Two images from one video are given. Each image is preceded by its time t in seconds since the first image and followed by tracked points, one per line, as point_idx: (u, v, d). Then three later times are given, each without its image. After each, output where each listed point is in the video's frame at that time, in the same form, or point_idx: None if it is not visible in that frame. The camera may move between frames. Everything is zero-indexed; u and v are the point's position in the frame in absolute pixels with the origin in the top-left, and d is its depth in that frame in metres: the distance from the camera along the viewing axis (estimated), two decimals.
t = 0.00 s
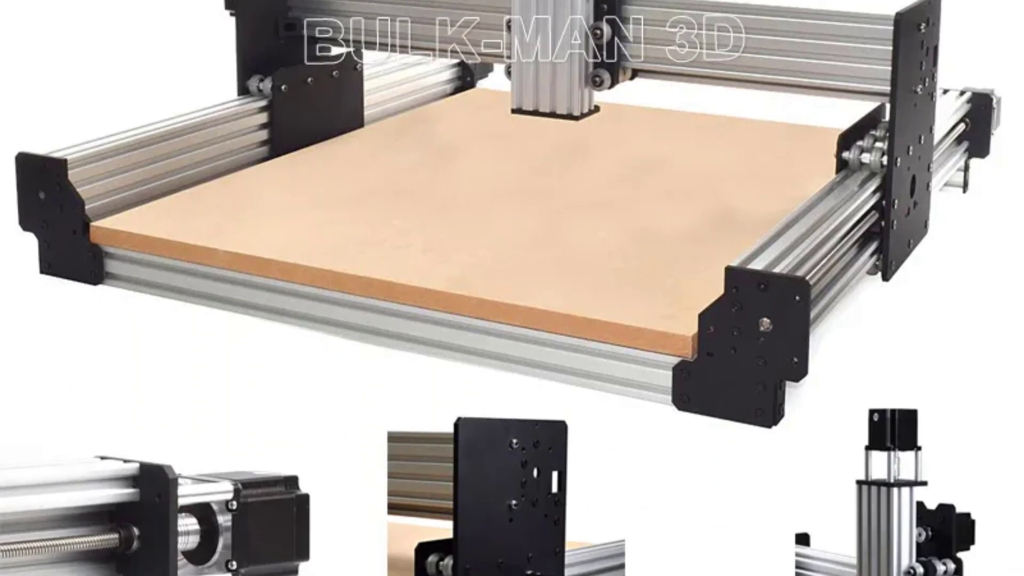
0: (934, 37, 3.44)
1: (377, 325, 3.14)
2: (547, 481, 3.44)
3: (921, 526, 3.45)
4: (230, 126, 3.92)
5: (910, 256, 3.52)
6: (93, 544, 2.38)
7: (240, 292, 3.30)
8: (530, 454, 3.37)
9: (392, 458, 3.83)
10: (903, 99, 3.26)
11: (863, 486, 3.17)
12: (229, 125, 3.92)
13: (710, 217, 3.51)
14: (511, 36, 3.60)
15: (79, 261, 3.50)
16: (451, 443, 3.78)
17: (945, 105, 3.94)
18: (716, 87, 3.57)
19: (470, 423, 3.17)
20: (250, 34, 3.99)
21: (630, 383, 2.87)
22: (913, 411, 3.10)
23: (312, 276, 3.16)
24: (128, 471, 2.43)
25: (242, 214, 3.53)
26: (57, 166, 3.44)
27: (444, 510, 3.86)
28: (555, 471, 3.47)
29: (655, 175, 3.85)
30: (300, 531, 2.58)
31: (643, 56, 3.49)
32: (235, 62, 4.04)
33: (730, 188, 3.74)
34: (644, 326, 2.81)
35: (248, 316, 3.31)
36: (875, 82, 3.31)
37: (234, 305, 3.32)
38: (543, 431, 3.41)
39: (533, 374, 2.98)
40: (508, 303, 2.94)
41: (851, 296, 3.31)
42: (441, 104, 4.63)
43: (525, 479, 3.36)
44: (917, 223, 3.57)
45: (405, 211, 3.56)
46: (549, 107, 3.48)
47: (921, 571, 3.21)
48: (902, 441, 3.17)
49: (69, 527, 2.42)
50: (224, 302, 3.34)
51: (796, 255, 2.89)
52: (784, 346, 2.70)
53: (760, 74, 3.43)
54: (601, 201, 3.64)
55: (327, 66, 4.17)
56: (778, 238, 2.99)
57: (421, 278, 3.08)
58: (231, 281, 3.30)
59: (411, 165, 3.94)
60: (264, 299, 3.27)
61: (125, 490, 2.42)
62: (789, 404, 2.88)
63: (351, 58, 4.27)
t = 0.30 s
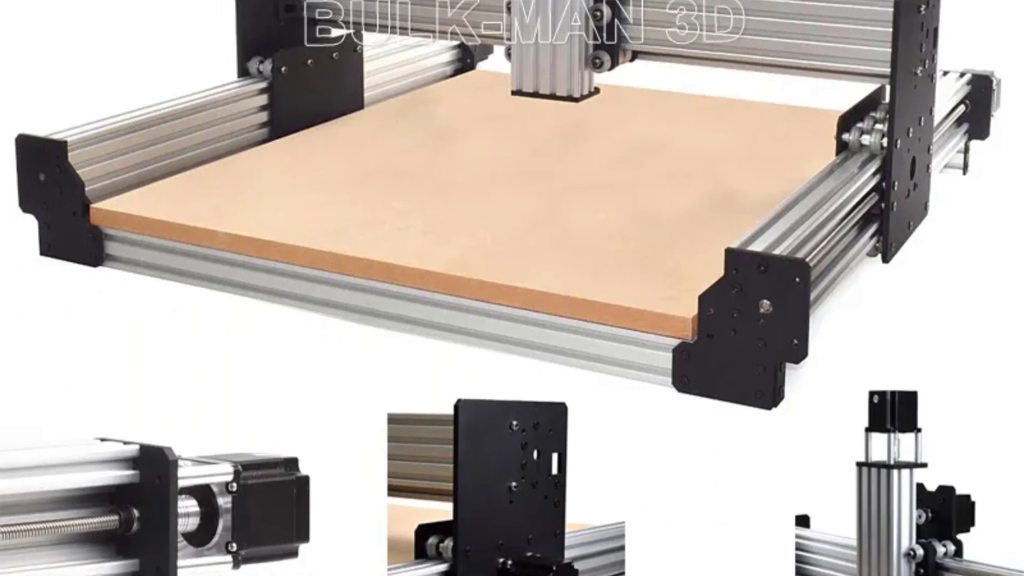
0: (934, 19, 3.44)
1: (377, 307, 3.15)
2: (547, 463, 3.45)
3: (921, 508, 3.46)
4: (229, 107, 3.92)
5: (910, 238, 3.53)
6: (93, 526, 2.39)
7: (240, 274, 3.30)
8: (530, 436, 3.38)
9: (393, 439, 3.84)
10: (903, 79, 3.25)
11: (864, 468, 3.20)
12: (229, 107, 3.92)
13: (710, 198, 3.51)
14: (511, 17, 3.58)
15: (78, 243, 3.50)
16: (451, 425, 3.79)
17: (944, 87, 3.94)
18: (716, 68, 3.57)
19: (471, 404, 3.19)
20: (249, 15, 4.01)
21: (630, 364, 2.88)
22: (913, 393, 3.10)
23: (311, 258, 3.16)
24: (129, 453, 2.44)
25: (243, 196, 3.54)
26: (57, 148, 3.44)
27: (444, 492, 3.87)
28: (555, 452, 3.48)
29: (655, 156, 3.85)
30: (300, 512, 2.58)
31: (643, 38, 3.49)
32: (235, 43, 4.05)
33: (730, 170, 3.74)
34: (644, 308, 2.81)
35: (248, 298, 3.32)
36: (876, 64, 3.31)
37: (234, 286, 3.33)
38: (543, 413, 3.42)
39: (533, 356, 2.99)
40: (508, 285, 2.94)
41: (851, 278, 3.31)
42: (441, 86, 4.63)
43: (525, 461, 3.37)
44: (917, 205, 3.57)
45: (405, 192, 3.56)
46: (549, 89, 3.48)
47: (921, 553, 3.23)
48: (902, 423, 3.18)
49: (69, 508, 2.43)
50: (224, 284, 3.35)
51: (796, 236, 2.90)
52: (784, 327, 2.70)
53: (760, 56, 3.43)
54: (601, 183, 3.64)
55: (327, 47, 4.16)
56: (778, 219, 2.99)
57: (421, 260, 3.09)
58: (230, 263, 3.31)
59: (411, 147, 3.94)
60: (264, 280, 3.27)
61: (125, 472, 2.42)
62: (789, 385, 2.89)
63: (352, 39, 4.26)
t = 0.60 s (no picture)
0: (934, 2, 3.43)
1: (377, 290, 3.15)
2: (547, 446, 3.46)
3: (921, 492, 3.48)
4: (229, 91, 3.92)
5: (910, 221, 3.53)
6: (93, 509, 2.40)
7: (240, 258, 3.31)
8: (530, 420, 3.39)
9: (393, 423, 3.84)
10: (903, 63, 3.24)
11: (863, 451, 3.21)
12: (229, 90, 3.92)
13: (710, 182, 3.51)
14: None
15: (78, 226, 3.51)
16: (450, 408, 3.80)
17: (945, 70, 3.93)
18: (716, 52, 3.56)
19: (471, 388, 3.20)
20: None
21: (630, 348, 2.88)
22: (913, 377, 3.11)
23: (311, 241, 3.17)
24: (129, 437, 2.45)
25: (243, 179, 3.54)
26: (57, 132, 3.45)
27: (444, 475, 3.88)
28: (555, 436, 3.49)
29: (655, 140, 3.85)
30: (300, 495, 2.59)
31: (643, 21, 3.48)
32: (235, 26, 4.05)
33: (730, 153, 3.74)
34: (644, 292, 2.81)
35: (248, 281, 3.32)
36: (876, 47, 3.29)
37: (234, 270, 3.33)
38: (543, 396, 3.43)
39: (533, 339, 2.99)
40: (508, 269, 2.95)
41: (851, 261, 3.31)
42: (441, 69, 4.62)
43: (525, 444, 3.38)
44: (917, 188, 3.57)
45: (405, 175, 3.56)
46: (549, 73, 3.46)
47: (921, 536, 3.25)
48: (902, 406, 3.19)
49: (69, 491, 2.44)
50: (224, 267, 3.35)
51: (796, 220, 2.90)
52: (784, 311, 2.70)
53: (760, 39, 3.43)
54: (602, 166, 3.64)
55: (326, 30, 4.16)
56: (779, 202, 3.00)
57: (421, 243, 3.09)
58: (230, 246, 3.31)
59: (411, 130, 3.94)
60: (264, 264, 3.28)
61: (124, 455, 2.43)
62: (789, 369, 2.89)
63: (352, 23, 4.25)
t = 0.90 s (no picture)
0: None
1: (377, 275, 3.16)
2: (547, 431, 3.47)
3: (921, 476, 3.49)
4: (229, 76, 3.92)
5: (910, 206, 3.53)
6: (93, 494, 2.41)
7: (240, 242, 3.31)
8: (530, 404, 3.39)
9: (393, 407, 3.88)
10: (903, 48, 3.23)
11: (863, 436, 3.22)
12: (228, 75, 3.92)
13: (710, 166, 3.51)
14: None
15: (78, 211, 3.51)
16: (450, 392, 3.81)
17: (944, 55, 3.93)
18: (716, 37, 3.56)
19: (470, 372, 3.21)
20: None
21: (630, 333, 2.89)
22: (914, 361, 3.11)
23: (312, 226, 3.17)
24: (129, 422, 2.46)
25: (243, 164, 3.54)
26: (57, 117, 3.45)
27: (444, 460, 3.89)
28: (555, 421, 3.50)
29: (655, 124, 3.85)
30: (300, 480, 2.60)
31: (643, 6, 3.48)
32: (235, 11, 4.06)
33: (730, 138, 3.74)
34: (644, 277, 2.82)
35: (248, 266, 3.32)
36: (875, 32, 3.30)
37: (234, 255, 3.34)
38: (543, 381, 3.44)
39: (533, 324, 3.00)
40: (508, 254, 2.95)
41: (851, 246, 3.32)
42: (441, 54, 4.62)
43: (525, 429, 3.39)
44: (917, 173, 3.57)
45: (405, 160, 3.56)
46: (549, 58, 3.46)
47: (921, 521, 3.26)
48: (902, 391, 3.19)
49: (70, 476, 2.45)
50: (224, 252, 3.35)
51: (796, 204, 2.90)
52: (784, 296, 2.70)
53: (760, 24, 3.43)
54: (602, 151, 3.64)
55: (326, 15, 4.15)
56: (778, 187, 3.00)
57: (421, 228, 3.09)
58: (231, 231, 3.32)
59: (410, 115, 3.94)
60: (265, 249, 3.28)
61: (124, 440, 2.44)
62: (789, 354, 2.90)
63: (352, 8, 4.24)
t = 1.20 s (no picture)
0: None
1: (377, 261, 3.16)
2: (547, 418, 3.48)
3: (921, 463, 3.50)
4: (229, 62, 3.92)
5: (910, 192, 3.53)
6: (93, 481, 2.41)
7: (240, 228, 3.32)
8: (530, 390, 3.40)
9: (392, 394, 3.88)
10: (903, 34, 3.21)
11: (863, 423, 3.23)
12: (228, 61, 3.92)
13: (710, 153, 3.52)
14: None
15: (79, 197, 3.52)
16: (450, 379, 3.82)
17: (944, 41, 3.93)
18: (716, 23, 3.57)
19: (470, 358, 3.20)
20: None
21: (630, 319, 2.89)
22: (913, 348, 3.12)
23: (311, 212, 3.17)
24: (129, 408, 2.46)
25: (243, 150, 3.54)
26: (57, 103, 3.45)
27: (444, 446, 3.90)
28: (555, 407, 3.51)
29: (655, 110, 3.85)
30: (300, 467, 2.60)
31: None
32: None
33: (731, 124, 3.74)
34: (643, 263, 2.82)
35: (248, 252, 3.33)
36: (875, 18, 3.27)
37: (234, 241, 3.34)
38: (543, 367, 3.45)
39: (533, 310, 3.00)
40: (508, 240, 2.95)
41: (851, 232, 3.32)
42: (441, 40, 4.61)
43: (525, 415, 3.40)
44: (917, 159, 3.58)
45: (405, 146, 3.56)
46: (549, 44, 3.46)
47: (921, 508, 3.27)
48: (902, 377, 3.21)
49: (69, 463, 2.46)
50: (224, 238, 3.36)
51: (796, 190, 2.90)
52: (784, 282, 2.69)
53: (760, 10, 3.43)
54: (602, 137, 3.64)
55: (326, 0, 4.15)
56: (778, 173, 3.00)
57: (421, 214, 3.10)
58: (230, 217, 3.32)
59: (410, 101, 3.94)
60: (265, 235, 3.28)
61: (125, 426, 2.45)
62: (789, 340, 2.90)
63: None
